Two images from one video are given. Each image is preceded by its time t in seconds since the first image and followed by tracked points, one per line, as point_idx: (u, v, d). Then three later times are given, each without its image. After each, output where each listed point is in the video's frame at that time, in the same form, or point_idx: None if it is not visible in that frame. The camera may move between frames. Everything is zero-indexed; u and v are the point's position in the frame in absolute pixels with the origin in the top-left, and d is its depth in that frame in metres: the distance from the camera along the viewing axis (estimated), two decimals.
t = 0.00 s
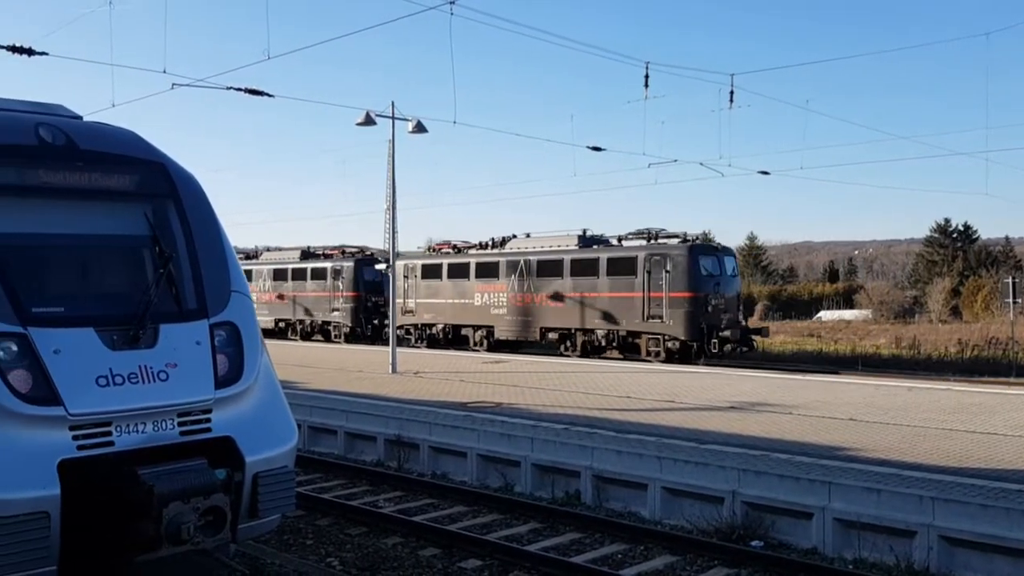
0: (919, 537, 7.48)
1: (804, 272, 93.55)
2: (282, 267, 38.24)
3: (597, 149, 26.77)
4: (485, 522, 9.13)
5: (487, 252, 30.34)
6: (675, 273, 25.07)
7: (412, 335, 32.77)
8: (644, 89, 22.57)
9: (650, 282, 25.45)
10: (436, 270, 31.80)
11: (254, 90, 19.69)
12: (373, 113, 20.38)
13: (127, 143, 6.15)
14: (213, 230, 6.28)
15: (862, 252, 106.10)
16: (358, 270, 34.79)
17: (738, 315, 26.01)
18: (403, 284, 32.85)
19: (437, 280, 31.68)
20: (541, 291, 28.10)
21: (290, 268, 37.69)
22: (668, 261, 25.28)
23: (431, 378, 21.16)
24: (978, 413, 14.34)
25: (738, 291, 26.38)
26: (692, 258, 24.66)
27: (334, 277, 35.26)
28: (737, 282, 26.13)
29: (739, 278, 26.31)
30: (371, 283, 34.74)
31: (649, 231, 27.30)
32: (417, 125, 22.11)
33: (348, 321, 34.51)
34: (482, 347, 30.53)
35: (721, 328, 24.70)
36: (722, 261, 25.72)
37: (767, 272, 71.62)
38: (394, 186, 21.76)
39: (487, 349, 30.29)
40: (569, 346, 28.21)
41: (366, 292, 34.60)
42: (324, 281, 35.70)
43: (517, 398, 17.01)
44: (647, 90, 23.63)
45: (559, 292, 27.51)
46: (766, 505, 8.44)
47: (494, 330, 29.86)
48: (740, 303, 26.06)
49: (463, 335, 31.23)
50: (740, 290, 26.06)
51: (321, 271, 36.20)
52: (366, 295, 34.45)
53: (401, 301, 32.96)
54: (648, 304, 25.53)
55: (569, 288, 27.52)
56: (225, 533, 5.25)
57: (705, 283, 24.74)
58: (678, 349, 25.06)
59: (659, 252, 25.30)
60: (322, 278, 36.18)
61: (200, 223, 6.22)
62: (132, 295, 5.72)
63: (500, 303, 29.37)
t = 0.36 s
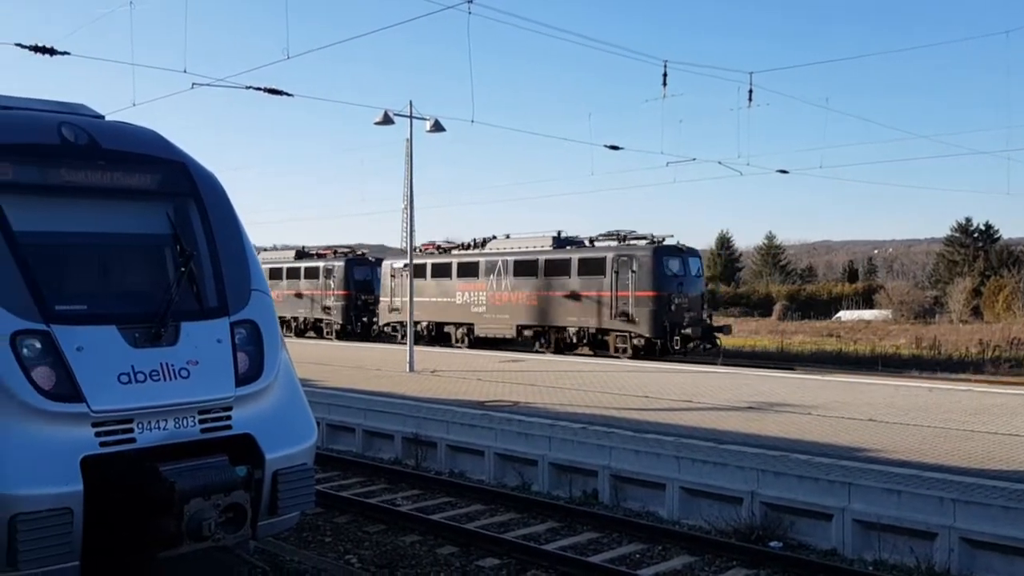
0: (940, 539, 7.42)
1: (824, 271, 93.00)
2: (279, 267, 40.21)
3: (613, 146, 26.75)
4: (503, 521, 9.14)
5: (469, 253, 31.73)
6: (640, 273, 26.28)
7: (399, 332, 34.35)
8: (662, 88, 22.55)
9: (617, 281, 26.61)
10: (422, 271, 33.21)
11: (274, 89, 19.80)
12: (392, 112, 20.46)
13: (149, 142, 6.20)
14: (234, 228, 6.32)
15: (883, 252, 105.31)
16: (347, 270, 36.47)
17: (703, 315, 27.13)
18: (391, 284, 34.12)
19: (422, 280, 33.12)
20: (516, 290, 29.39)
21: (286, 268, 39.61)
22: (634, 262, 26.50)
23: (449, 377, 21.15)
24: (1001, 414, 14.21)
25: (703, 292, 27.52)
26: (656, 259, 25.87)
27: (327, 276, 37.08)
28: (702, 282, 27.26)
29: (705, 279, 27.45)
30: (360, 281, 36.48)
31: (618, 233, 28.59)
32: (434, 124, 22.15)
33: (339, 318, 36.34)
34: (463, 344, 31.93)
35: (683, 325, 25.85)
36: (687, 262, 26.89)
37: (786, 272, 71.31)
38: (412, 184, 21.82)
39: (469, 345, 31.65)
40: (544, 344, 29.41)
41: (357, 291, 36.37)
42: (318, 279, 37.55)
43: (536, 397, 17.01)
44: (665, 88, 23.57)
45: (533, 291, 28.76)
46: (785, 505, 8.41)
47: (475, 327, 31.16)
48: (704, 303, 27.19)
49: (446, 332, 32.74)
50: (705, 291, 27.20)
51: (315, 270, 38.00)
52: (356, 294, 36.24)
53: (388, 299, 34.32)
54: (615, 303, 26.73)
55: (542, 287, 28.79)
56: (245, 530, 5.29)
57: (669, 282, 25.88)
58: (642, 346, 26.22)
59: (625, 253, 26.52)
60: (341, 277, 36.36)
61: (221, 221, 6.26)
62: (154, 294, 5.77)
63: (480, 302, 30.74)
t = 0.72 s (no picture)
0: (975, 541, 7.33)
1: (856, 270, 92.04)
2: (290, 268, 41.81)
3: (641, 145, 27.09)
4: (532, 521, 9.14)
5: (465, 253, 33.04)
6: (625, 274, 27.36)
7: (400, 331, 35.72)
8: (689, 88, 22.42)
9: (603, 281, 27.78)
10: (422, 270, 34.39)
11: (303, 91, 19.93)
12: (420, 113, 20.55)
13: (182, 144, 6.29)
14: (266, 229, 6.39)
15: (917, 250, 103.97)
16: (353, 270, 37.80)
17: (686, 313, 28.17)
18: (392, 284, 35.45)
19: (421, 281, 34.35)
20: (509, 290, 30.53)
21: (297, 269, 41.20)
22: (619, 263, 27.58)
23: (477, 377, 21.20)
24: None
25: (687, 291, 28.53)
26: (640, 260, 26.92)
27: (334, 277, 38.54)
28: (686, 282, 28.27)
29: (689, 278, 28.47)
30: (364, 282, 37.91)
31: (606, 234, 29.71)
32: (462, 124, 22.17)
33: (344, 317, 37.83)
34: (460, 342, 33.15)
35: (664, 324, 26.89)
36: (671, 263, 27.92)
37: (817, 270, 70.70)
38: (439, 185, 21.87)
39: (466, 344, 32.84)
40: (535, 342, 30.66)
41: (361, 291, 37.82)
42: (325, 280, 39.08)
43: (566, 397, 17.00)
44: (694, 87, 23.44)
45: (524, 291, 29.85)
46: (816, 506, 8.34)
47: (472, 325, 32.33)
48: (687, 302, 28.22)
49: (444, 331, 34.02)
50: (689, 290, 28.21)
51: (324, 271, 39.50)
52: (361, 294, 37.72)
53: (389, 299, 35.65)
54: (601, 302, 27.83)
55: (534, 287, 30.05)
56: (278, 528, 5.34)
57: (652, 283, 26.93)
58: (626, 343, 27.24)
59: (611, 254, 27.58)
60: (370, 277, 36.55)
61: (253, 222, 6.33)
62: (189, 294, 5.85)
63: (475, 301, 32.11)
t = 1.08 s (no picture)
0: None
1: (906, 271, 90.43)
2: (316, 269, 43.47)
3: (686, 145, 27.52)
4: (576, 521, 9.14)
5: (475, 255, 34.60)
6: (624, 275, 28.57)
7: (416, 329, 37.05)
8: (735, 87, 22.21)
9: (603, 283, 29.00)
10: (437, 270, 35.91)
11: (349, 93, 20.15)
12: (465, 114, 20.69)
13: (232, 147, 6.42)
14: (314, 231, 6.48)
15: (969, 250, 101.86)
16: (373, 271, 39.24)
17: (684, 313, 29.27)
18: (409, 284, 36.93)
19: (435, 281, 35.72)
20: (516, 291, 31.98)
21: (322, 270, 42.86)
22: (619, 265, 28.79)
23: (520, 377, 21.26)
24: None
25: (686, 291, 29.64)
26: (637, 263, 28.10)
27: (354, 278, 40.00)
28: (684, 283, 29.39)
29: (687, 279, 29.61)
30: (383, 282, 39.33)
31: (608, 237, 31.01)
32: (506, 124, 22.25)
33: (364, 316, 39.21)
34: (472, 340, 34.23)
35: (660, 324, 28.02)
36: (669, 265, 29.08)
37: (864, 271, 69.68)
38: (483, 186, 21.98)
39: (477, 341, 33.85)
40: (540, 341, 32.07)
41: (380, 291, 39.23)
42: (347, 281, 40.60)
43: (610, 398, 16.96)
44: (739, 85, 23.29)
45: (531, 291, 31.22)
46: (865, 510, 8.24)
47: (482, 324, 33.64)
48: (686, 302, 29.32)
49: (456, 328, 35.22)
50: (688, 291, 29.33)
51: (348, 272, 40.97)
52: (379, 293, 39.15)
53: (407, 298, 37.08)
54: (603, 302, 29.08)
55: (540, 288, 31.43)
56: (326, 524, 5.42)
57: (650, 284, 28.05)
58: (626, 342, 28.45)
59: (611, 257, 28.80)
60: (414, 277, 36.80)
61: (301, 223, 6.43)
62: (239, 293, 5.95)
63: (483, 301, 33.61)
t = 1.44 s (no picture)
0: None
1: (954, 271, 88.68)
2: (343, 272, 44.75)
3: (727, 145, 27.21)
4: (619, 523, 9.13)
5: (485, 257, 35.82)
6: (624, 277, 29.53)
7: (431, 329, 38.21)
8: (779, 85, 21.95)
9: (604, 284, 29.99)
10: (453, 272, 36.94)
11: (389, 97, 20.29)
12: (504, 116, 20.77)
13: (281, 153, 6.52)
14: (360, 234, 6.56)
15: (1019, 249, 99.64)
16: (393, 274, 40.42)
17: (683, 314, 30.09)
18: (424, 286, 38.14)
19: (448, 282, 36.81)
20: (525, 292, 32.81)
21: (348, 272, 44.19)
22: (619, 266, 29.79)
23: (560, 378, 21.28)
24: None
25: (685, 293, 30.48)
26: (636, 264, 29.07)
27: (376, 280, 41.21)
28: (683, 284, 30.24)
29: (686, 281, 30.47)
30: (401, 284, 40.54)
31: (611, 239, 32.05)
32: (545, 125, 22.24)
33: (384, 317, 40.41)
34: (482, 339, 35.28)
35: (658, 323, 28.88)
36: (667, 266, 30.00)
37: (910, 271, 68.52)
38: (522, 188, 22.02)
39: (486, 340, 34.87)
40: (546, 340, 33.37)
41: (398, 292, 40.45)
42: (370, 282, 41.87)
43: (653, 399, 16.89)
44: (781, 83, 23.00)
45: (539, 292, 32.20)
46: (914, 513, 8.12)
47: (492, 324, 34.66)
48: (684, 302, 30.16)
49: (467, 328, 36.27)
50: (686, 292, 30.19)
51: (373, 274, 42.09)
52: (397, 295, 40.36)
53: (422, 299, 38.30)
54: (604, 302, 30.07)
55: (545, 288, 32.76)
56: (375, 524, 5.49)
57: (647, 285, 28.93)
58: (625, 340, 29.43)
59: (611, 258, 29.79)
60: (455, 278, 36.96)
61: (348, 227, 6.51)
62: (288, 295, 6.04)
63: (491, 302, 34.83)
